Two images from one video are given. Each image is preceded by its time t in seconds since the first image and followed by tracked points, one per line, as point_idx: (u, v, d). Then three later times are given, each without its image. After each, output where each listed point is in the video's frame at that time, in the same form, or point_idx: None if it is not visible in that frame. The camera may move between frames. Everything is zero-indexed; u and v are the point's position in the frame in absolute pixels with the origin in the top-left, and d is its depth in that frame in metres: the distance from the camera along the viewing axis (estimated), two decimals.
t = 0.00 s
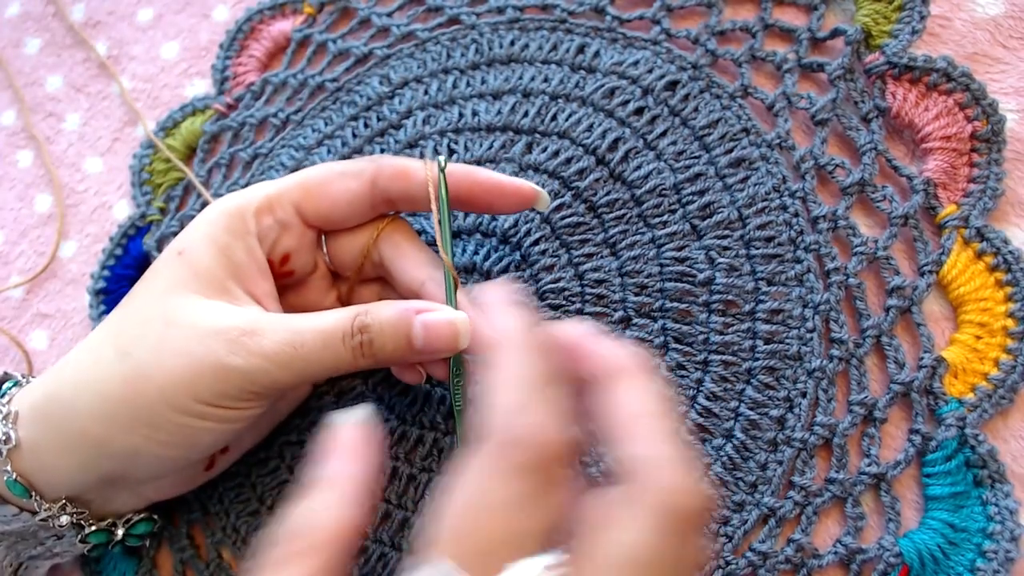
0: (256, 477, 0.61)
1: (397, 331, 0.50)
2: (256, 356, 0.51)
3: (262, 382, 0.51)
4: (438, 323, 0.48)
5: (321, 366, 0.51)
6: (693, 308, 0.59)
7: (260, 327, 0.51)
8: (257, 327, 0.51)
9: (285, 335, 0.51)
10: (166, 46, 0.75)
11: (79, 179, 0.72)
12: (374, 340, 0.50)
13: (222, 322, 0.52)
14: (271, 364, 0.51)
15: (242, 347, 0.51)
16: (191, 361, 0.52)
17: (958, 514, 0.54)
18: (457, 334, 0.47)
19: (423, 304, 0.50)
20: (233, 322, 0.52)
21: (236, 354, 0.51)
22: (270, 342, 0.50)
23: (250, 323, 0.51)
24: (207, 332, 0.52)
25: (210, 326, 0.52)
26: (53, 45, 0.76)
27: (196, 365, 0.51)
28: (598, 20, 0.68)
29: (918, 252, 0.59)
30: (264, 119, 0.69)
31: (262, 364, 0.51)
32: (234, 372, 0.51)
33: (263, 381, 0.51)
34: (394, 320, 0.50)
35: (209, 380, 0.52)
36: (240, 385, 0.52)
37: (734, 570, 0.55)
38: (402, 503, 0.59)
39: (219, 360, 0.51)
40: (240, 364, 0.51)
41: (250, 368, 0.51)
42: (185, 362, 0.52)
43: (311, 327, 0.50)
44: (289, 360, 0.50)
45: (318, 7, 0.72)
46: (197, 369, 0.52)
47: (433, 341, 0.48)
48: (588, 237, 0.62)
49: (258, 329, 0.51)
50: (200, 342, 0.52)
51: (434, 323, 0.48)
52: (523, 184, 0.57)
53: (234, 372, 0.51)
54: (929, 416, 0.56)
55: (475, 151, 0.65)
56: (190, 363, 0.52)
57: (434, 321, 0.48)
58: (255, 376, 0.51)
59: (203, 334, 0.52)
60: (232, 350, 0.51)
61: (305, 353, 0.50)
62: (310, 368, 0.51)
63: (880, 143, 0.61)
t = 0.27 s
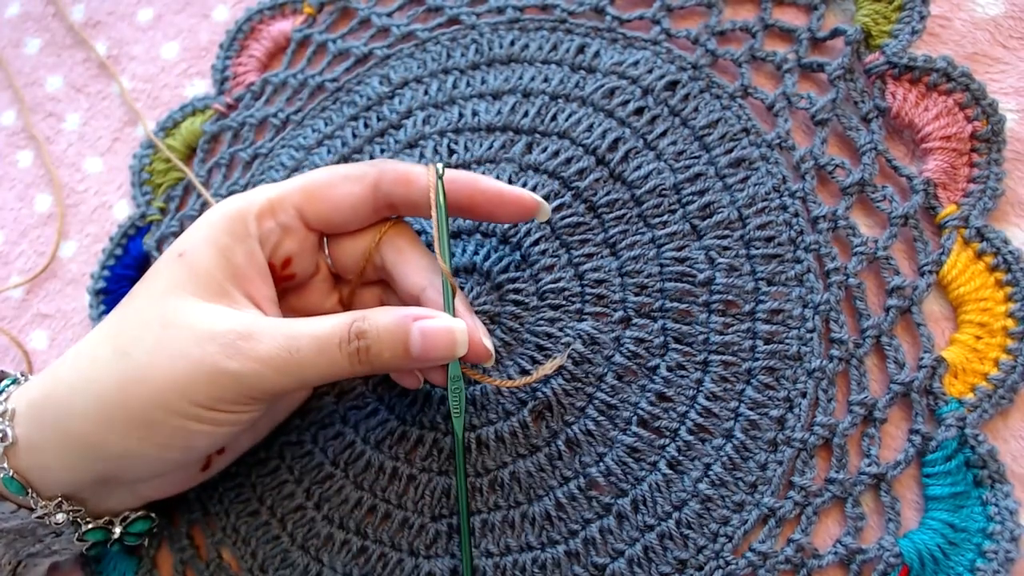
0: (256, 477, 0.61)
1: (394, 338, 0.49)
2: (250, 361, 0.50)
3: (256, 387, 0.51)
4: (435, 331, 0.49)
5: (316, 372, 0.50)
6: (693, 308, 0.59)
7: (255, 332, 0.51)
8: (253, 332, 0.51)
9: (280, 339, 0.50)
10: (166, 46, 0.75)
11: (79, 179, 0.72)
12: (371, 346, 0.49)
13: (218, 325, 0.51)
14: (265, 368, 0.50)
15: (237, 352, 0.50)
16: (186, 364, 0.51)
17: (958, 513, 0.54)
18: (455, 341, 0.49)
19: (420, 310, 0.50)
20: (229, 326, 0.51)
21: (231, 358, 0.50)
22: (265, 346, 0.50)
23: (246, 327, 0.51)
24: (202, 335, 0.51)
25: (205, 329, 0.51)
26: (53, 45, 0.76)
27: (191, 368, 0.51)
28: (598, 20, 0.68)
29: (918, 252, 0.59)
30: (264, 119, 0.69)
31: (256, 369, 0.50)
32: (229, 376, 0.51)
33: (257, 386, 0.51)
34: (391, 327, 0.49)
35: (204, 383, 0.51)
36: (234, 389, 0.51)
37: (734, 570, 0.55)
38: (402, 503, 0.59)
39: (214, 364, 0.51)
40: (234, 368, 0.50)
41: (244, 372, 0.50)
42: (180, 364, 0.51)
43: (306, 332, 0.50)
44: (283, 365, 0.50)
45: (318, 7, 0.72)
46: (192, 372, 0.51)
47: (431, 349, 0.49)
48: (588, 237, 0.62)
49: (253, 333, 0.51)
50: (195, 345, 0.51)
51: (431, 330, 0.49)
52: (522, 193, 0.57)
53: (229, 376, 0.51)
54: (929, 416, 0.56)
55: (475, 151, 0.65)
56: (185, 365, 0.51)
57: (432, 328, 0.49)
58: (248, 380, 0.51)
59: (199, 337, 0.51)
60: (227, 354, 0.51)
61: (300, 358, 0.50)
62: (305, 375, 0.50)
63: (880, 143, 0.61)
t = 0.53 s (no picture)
0: (256, 477, 0.61)
1: (389, 339, 0.49)
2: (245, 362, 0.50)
3: (251, 387, 0.51)
4: (429, 331, 0.48)
5: (311, 373, 0.50)
6: (693, 308, 0.59)
7: (250, 333, 0.51)
8: (248, 332, 0.51)
9: (275, 341, 0.50)
10: (166, 46, 0.75)
11: (79, 178, 0.72)
12: (365, 346, 0.49)
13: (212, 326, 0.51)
14: (260, 369, 0.50)
15: (232, 352, 0.50)
16: (181, 365, 0.51)
17: (958, 513, 0.54)
18: (449, 341, 0.49)
19: (415, 311, 0.50)
20: (224, 327, 0.51)
21: (225, 359, 0.50)
22: (259, 347, 0.50)
23: (241, 328, 0.51)
24: (197, 336, 0.51)
25: (200, 330, 0.51)
26: (53, 45, 0.76)
27: (185, 368, 0.51)
28: (598, 20, 0.68)
29: (918, 252, 0.59)
30: (264, 119, 0.69)
31: (250, 370, 0.50)
32: (223, 377, 0.51)
33: (252, 386, 0.51)
34: (386, 328, 0.49)
35: (197, 383, 0.51)
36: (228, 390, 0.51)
37: (734, 570, 0.55)
38: (402, 502, 0.59)
39: (208, 364, 0.51)
40: (228, 369, 0.50)
41: (238, 373, 0.50)
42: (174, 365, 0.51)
43: (301, 333, 0.50)
44: (277, 366, 0.50)
45: (318, 7, 0.72)
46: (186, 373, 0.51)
47: (425, 349, 0.49)
48: (588, 237, 0.62)
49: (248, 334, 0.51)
50: (190, 345, 0.51)
51: (426, 330, 0.48)
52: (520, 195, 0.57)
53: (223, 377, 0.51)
54: (929, 416, 0.56)
55: (475, 151, 0.65)
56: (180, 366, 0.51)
57: (426, 328, 0.49)
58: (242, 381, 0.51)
59: (193, 338, 0.51)
60: (221, 355, 0.51)
61: (294, 359, 0.50)
62: (300, 375, 0.50)
63: (880, 143, 0.61)
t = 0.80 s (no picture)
0: (256, 477, 0.61)
1: (382, 339, 0.49)
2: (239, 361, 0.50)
3: (244, 387, 0.51)
4: (422, 331, 0.48)
5: (304, 373, 0.50)
6: (693, 308, 0.59)
7: (243, 333, 0.51)
8: (241, 332, 0.51)
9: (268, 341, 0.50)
10: (166, 46, 0.75)
11: (79, 178, 0.72)
12: (358, 346, 0.49)
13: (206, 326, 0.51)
14: (253, 368, 0.50)
15: (225, 352, 0.50)
16: (175, 364, 0.51)
17: (958, 514, 0.54)
18: (442, 342, 0.48)
19: (408, 311, 0.50)
20: (218, 327, 0.51)
21: (220, 359, 0.50)
22: (252, 347, 0.50)
23: (234, 328, 0.51)
24: (191, 335, 0.51)
25: (194, 329, 0.51)
26: (53, 45, 0.76)
27: (179, 367, 0.51)
28: (598, 20, 0.68)
29: (918, 252, 0.59)
30: (264, 119, 0.69)
31: (244, 370, 0.50)
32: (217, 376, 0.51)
33: (245, 386, 0.51)
34: (378, 329, 0.49)
35: (191, 383, 0.51)
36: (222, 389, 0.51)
37: (733, 570, 0.55)
38: (402, 503, 0.59)
39: (203, 364, 0.51)
40: (222, 368, 0.50)
41: (232, 373, 0.50)
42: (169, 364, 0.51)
43: (294, 333, 0.50)
44: (270, 366, 0.50)
45: (318, 7, 0.72)
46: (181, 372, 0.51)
47: (418, 349, 0.49)
48: (588, 237, 0.62)
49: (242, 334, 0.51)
50: (183, 345, 0.51)
51: (419, 331, 0.48)
52: (516, 195, 0.57)
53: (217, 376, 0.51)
54: (929, 416, 0.56)
55: (475, 151, 0.65)
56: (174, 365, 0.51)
57: (419, 328, 0.48)
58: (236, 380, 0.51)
59: (188, 337, 0.51)
60: (215, 354, 0.51)
61: (287, 359, 0.50)
62: (293, 376, 0.50)
63: (880, 143, 0.61)
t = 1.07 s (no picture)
0: (255, 476, 0.61)
1: (380, 340, 0.49)
2: (237, 362, 0.50)
3: (242, 388, 0.51)
4: (420, 332, 0.48)
5: (302, 373, 0.50)
6: (693, 308, 0.59)
7: (242, 333, 0.50)
8: (240, 332, 0.51)
9: (267, 341, 0.50)
10: (166, 46, 0.75)
11: (79, 178, 0.72)
12: (356, 347, 0.49)
13: (205, 326, 0.51)
14: (252, 368, 0.50)
15: (224, 352, 0.50)
16: (174, 364, 0.51)
17: (958, 514, 0.54)
18: (440, 342, 0.48)
19: (406, 312, 0.50)
20: (216, 327, 0.51)
21: (219, 360, 0.50)
22: (250, 348, 0.50)
23: (233, 328, 0.51)
24: (189, 335, 0.51)
25: (193, 329, 0.51)
26: (53, 45, 0.76)
27: (178, 367, 0.51)
28: (598, 20, 0.68)
29: (918, 252, 0.59)
30: (264, 119, 0.69)
31: (242, 370, 0.50)
32: (215, 376, 0.51)
33: (244, 386, 0.51)
34: (376, 330, 0.49)
35: (190, 383, 0.51)
36: (221, 390, 0.51)
37: (734, 570, 0.55)
38: (402, 502, 0.59)
39: (201, 364, 0.51)
40: (221, 369, 0.50)
41: (231, 374, 0.50)
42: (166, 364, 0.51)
43: (292, 333, 0.50)
44: (268, 366, 0.50)
45: (318, 7, 0.72)
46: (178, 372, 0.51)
47: (416, 350, 0.49)
48: (588, 237, 0.62)
49: (240, 335, 0.50)
50: (181, 345, 0.51)
51: (417, 331, 0.48)
52: (516, 195, 0.57)
53: (216, 376, 0.51)
54: (929, 416, 0.56)
55: (475, 151, 0.65)
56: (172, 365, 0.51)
57: (418, 329, 0.48)
58: (234, 381, 0.51)
59: (186, 337, 0.51)
60: (213, 354, 0.51)
61: (285, 360, 0.50)
62: (291, 376, 0.50)
63: (880, 143, 0.61)
